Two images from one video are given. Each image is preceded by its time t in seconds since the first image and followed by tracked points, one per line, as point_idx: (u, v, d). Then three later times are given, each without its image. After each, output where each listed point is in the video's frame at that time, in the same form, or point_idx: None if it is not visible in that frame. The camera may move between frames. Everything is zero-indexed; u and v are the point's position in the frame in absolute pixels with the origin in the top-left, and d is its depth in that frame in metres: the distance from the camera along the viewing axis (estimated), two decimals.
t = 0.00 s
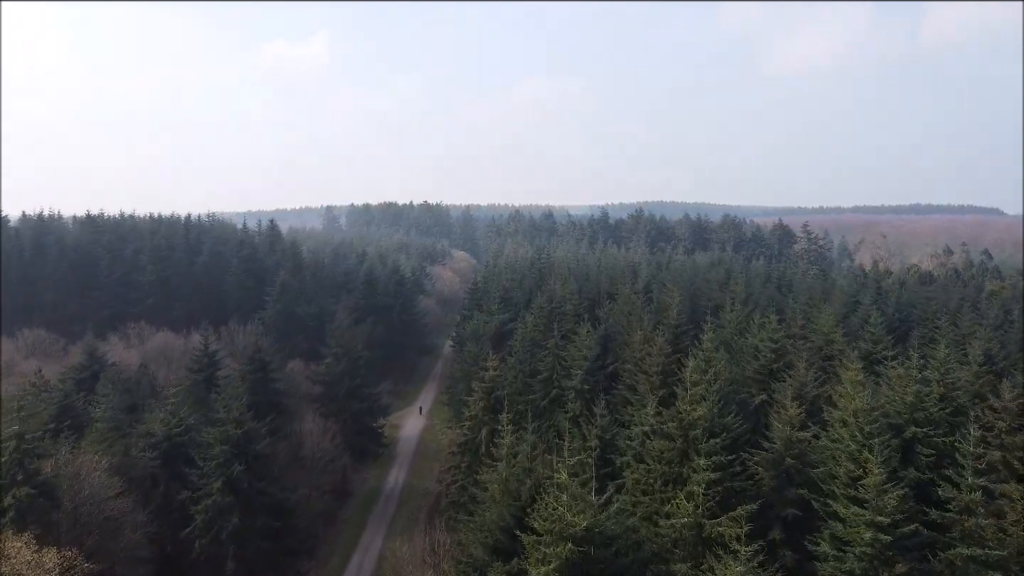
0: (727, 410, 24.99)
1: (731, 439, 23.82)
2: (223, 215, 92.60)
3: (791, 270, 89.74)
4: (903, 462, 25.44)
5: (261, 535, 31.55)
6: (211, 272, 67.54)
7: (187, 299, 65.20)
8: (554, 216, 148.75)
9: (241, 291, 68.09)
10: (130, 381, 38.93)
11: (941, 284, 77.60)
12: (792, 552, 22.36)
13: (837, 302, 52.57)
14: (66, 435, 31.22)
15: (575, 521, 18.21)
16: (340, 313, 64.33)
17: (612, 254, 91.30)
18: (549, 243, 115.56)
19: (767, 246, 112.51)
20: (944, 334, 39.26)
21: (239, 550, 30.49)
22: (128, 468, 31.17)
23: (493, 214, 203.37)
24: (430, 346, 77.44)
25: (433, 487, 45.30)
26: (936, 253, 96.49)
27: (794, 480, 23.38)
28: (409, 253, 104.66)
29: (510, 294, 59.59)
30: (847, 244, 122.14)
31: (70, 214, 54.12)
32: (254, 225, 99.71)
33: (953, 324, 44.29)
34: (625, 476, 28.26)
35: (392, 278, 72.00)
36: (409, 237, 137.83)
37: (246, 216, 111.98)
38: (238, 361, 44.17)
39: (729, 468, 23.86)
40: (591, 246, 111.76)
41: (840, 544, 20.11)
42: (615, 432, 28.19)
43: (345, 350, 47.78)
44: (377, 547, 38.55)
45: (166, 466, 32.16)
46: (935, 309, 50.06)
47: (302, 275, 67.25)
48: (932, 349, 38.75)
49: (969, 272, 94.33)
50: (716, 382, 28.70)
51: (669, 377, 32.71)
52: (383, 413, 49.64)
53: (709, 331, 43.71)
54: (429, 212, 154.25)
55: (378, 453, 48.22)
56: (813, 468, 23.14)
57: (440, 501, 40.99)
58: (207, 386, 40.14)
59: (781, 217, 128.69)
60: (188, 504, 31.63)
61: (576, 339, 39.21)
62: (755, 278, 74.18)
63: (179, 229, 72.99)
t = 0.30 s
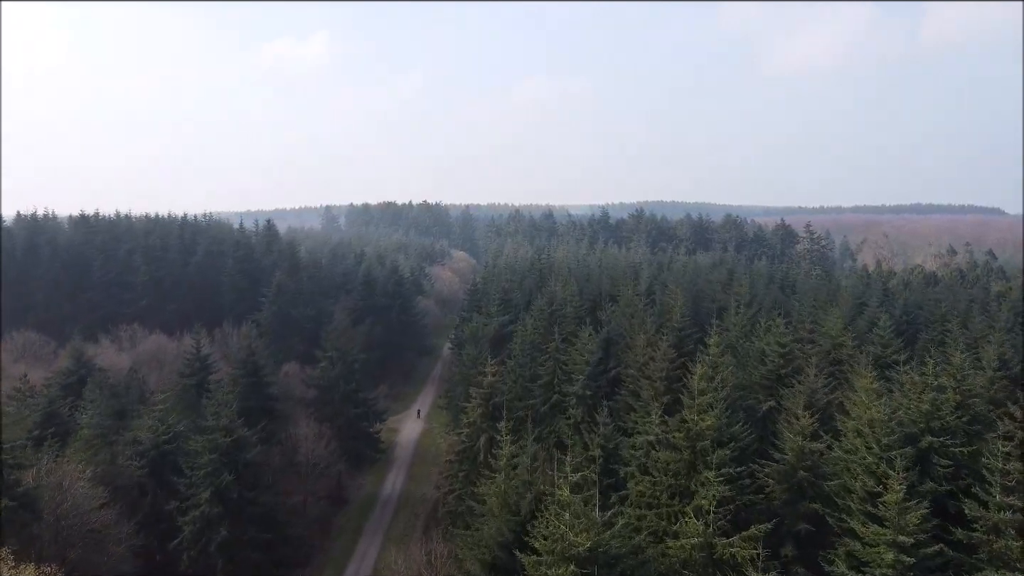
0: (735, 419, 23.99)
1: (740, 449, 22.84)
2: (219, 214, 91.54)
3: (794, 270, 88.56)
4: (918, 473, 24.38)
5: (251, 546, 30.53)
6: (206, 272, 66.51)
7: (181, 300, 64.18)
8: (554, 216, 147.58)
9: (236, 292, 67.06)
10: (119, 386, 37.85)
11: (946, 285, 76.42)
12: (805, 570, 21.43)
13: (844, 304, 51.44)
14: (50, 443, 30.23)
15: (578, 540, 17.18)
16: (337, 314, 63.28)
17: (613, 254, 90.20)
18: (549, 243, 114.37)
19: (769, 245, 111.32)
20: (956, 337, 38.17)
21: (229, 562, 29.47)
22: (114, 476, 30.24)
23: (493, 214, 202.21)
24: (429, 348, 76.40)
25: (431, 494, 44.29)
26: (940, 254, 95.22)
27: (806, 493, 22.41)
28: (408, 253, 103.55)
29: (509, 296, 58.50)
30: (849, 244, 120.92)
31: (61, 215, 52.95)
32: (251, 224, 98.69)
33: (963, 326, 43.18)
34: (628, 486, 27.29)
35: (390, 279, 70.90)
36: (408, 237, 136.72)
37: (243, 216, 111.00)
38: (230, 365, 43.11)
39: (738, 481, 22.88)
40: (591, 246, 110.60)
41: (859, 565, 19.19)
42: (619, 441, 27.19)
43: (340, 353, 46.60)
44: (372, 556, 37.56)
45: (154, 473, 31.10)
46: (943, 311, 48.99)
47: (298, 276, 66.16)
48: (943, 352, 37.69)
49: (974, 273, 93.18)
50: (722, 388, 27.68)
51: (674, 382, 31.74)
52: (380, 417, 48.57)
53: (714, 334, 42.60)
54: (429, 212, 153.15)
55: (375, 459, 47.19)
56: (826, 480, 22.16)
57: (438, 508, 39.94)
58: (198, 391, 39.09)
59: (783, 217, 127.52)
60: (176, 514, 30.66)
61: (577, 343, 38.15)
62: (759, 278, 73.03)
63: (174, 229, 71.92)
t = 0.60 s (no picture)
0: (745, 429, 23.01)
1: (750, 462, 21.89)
2: (216, 215, 90.43)
3: (797, 271, 87.56)
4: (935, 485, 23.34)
5: (242, 558, 29.44)
6: (201, 273, 65.37)
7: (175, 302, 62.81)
8: (554, 216, 146.51)
9: (232, 293, 65.95)
10: (107, 391, 36.70)
11: (952, 287, 75.35)
12: None
13: (851, 306, 50.40)
14: (32, 452, 29.14)
15: (584, 564, 16.13)
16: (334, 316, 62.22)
17: (614, 254, 89.15)
18: (549, 244, 113.26)
19: (771, 246, 110.31)
20: (968, 341, 37.16)
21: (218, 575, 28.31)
22: (101, 485, 29.40)
23: (493, 214, 201.33)
24: (428, 349, 75.37)
25: (429, 500, 43.21)
26: (944, 254, 94.08)
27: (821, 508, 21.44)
28: (406, 253, 102.53)
29: (509, 297, 57.40)
30: (852, 244, 119.81)
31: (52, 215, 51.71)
32: (248, 224, 97.48)
33: (974, 330, 42.12)
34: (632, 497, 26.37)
35: (388, 280, 69.78)
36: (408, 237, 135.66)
37: (240, 216, 109.88)
38: (222, 369, 41.93)
39: (748, 494, 21.95)
40: (591, 247, 109.52)
41: None
42: (623, 451, 26.23)
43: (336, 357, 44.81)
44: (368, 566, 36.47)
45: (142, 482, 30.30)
46: (952, 313, 47.92)
47: (295, 278, 65.04)
48: (955, 357, 36.65)
49: (979, 273, 92.16)
50: (731, 395, 26.67)
51: (679, 389, 30.78)
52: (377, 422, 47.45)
53: (719, 338, 41.56)
54: (428, 212, 152.15)
55: (372, 464, 46.09)
56: (841, 495, 21.23)
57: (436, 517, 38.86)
58: (189, 396, 38.00)
59: (785, 217, 126.35)
60: (164, 525, 29.59)
61: (579, 347, 37.04)
62: (762, 278, 71.92)
63: (168, 229, 70.75)
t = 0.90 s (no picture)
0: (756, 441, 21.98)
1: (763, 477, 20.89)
2: (212, 215, 89.34)
3: (800, 272, 86.50)
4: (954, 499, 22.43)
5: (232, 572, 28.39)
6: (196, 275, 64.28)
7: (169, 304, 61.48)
8: (554, 217, 145.45)
9: (227, 295, 64.88)
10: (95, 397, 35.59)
11: (957, 288, 74.33)
12: None
13: (858, 308, 49.37)
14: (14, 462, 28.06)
15: None
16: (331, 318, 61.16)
17: (615, 255, 88.08)
18: (550, 244, 112.21)
19: (773, 247, 109.29)
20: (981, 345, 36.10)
21: None
22: (85, 496, 28.33)
23: (493, 215, 200.32)
24: (426, 351, 74.32)
25: (426, 508, 42.19)
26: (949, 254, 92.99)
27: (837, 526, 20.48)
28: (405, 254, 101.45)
29: (509, 299, 56.33)
30: (854, 245, 118.80)
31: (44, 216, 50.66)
32: (245, 225, 96.46)
33: (985, 332, 41.09)
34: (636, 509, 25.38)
35: (386, 281, 68.70)
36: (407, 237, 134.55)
37: (238, 217, 108.80)
38: (215, 373, 40.84)
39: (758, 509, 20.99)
40: (592, 248, 108.48)
41: None
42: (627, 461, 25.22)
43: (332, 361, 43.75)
44: None
45: (129, 492, 29.29)
46: (961, 315, 46.86)
47: (291, 279, 63.99)
48: (967, 362, 35.64)
49: (984, 273, 91.09)
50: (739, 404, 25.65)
51: (684, 396, 29.78)
52: (374, 427, 46.40)
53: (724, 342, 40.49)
54: (427, 212, 151.12)
55: (368, 471, 45.07)
56: (859, 512, 20.26)
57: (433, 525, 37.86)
58: (180, 402, 36.91)
59: (787, 217, 125.30)
60: (151, 538, 28.56)
61: (581, 351, 35.96)
62: (766, 279, 70.91)
63: (163, 229, 69.64)
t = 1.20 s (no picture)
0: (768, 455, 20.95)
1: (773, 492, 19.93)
2: (209, 215, 88.19)
3: (803, 273, 85.40)
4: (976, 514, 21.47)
5: None
6: (190, 276, 63.25)
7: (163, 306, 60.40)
8: (554, 217, 144.38)
9: (222, 296, 63.79)
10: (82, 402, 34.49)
11: (962, 289, 73.31)
12: None
13: (864, 311, 48.34)
14: None
15: None
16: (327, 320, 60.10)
17: (616, 255, 87.01)
18: (550, 245, 111.19)
19: (775, 247, 108.25)
20: (993, 349, 35.10)
21: None
22: (68, 508, 27.26)
23: (493, 215, 199.35)
24: (425, 354, 73.28)
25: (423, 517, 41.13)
26: (953, 255, 91.90)
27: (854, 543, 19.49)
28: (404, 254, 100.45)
29: (508, 302, 55.25)
30: (857, 246, 117.78)
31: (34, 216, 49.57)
32: (242, 224, 95.17)
33: (996, 337, 40.06)
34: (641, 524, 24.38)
35: (384, 282, 67.68)
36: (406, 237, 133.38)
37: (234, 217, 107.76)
38: (206, 379, 39.68)
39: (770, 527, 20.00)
40: (592, 249, 107.38)
41: None
42: (631, 473, 24.21)
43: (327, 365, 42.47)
44: None
45: (114, 503, 28.30)
46: (971, 318, 45.80)
47: (288, 280, 62.87)
48: (980, 368, 34.60)
49: (988, 274, 90.14)
50: (748, 413, 24.62)
51: (690, 404, 28.77)
52: (370, 433, 45.28)
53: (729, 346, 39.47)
54: (427, 212, 150.02)
55: (364, 478, 43.98)
56: (878, 530, 19.27)
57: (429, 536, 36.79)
58: (169, 408, 35.81)
59: (789, 218, 124.31)
60: (135, 551, 27.54)
61: (583, 355, 34.88)
62: (769, 280, 69.88)
63: (158, 230, 68.43)
